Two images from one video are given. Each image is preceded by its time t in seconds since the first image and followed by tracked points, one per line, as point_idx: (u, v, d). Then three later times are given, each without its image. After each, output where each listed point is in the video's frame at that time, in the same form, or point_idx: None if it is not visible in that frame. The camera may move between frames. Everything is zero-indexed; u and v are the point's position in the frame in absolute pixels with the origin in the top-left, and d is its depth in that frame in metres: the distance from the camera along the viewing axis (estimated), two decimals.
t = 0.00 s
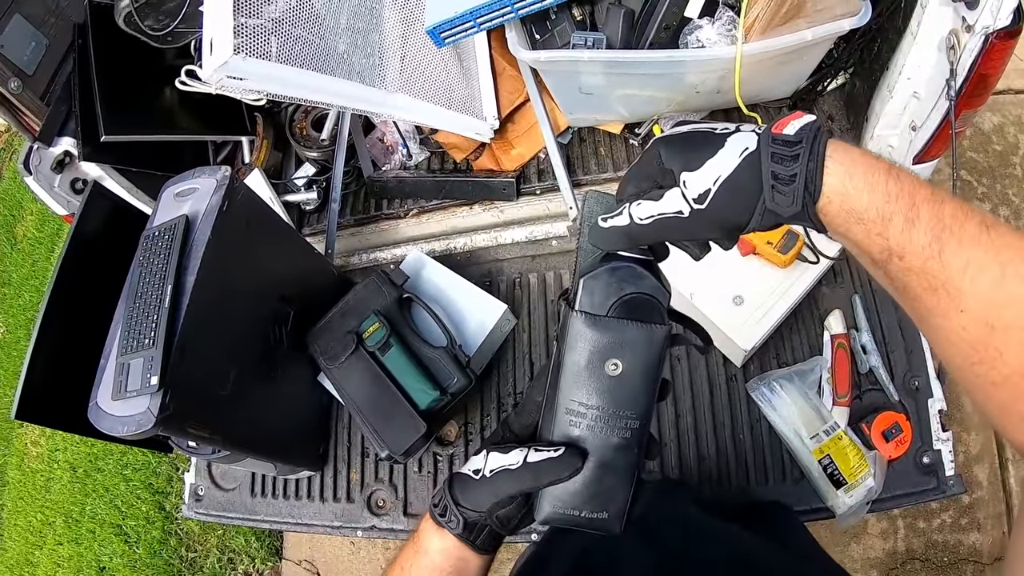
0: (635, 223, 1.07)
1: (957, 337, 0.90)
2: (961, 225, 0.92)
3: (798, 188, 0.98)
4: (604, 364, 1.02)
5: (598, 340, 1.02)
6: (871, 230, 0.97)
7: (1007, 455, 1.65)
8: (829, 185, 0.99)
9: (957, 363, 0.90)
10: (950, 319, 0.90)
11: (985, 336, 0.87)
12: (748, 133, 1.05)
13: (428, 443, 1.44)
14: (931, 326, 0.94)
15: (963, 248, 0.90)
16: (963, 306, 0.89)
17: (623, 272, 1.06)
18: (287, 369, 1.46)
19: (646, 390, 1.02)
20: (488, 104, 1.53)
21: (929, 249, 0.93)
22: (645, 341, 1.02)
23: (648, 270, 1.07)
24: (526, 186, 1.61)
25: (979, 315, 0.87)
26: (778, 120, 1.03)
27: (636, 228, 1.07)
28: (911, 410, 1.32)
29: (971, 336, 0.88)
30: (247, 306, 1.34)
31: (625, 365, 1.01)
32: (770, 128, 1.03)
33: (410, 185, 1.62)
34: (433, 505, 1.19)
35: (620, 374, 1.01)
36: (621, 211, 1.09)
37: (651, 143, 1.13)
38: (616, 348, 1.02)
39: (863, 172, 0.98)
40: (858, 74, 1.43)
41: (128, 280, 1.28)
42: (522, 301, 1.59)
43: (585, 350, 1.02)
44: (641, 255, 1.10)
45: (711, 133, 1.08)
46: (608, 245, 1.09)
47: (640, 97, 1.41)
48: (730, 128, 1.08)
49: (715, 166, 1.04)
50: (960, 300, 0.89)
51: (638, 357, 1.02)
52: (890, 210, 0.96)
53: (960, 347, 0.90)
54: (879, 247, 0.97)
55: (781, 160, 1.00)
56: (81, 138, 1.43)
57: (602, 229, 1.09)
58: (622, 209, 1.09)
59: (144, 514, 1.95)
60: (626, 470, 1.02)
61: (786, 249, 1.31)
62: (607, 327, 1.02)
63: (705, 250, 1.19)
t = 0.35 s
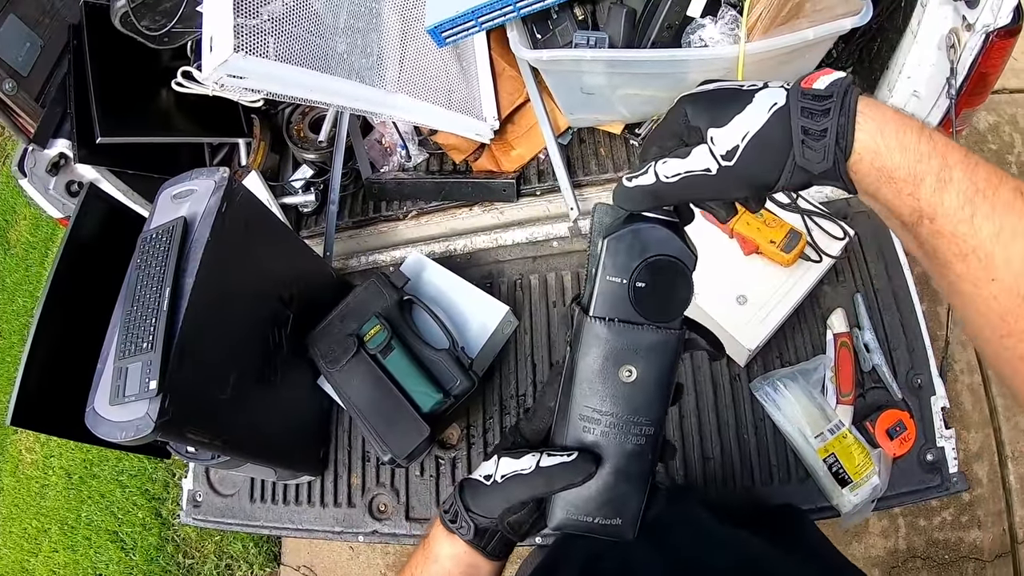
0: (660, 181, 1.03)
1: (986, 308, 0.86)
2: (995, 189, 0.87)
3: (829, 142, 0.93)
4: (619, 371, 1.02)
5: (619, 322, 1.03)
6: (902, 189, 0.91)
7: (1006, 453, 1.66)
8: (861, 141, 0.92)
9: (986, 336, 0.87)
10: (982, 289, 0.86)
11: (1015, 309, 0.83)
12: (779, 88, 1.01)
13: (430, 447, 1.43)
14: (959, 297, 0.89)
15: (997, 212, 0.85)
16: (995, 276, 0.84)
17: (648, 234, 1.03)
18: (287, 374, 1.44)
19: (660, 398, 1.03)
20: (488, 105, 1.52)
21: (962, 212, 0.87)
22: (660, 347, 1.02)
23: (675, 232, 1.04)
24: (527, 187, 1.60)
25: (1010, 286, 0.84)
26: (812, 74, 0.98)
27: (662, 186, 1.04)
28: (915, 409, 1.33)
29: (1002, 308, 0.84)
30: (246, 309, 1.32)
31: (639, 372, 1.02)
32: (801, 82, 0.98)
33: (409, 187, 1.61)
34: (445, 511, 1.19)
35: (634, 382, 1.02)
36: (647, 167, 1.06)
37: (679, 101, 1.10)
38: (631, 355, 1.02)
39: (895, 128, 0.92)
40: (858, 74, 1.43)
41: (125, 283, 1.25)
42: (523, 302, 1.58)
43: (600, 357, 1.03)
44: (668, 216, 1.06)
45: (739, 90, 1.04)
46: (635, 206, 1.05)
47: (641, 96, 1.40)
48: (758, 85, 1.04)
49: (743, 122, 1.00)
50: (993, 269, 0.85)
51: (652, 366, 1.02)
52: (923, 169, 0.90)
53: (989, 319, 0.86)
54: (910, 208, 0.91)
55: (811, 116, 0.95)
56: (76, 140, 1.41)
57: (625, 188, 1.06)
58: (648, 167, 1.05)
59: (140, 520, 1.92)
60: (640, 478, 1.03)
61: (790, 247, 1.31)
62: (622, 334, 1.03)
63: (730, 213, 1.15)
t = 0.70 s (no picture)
0: (640, 128, 1.05)
1: (950, 255, 0.81)
2: (955, 136, 0.85)
3: (794, 89, 0.97)
4: (621, 311, 1.00)
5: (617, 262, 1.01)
6: (864, 136, 0.93)
7: (1001, 449, 1.68)
8: (824, 91, 0.96)
9: (954, 285, 0.81)
10: (944, 235, 0.82)
11: (978, 253, 0.78)
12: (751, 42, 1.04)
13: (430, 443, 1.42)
14: (926, 248, 0.85)
15: (957, 155, 0.83)
16: (955, 219, 0.81)
17: (636, 175, 1.02)
18: (285, 370, 1.44)
19: (665, 335, 1.01)
20: (486, 101, 1.51)
21: (920, 155, 0.86)
22: (661, 284, 1.00)
23: (662, 173, 1.03)
24: (525, 184, 1.59)
25: (970, 229, 0.79)
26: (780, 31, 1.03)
27: (642, 134, 1.06)
28: (913, 402, 1.36)
29: (965, 252, 0.79)
30: (246, 304, 1.31)
31: (642, 310, 1.00)
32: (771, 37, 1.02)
33: (406, 183, 1.61)
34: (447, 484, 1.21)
35: (637, 320, 1.00)
36: (627, 118, 1.08)
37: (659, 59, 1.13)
38: (632, 294, 1.00)
39: (858, 79, 0.94)
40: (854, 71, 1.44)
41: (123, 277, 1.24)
42: (522, 298, 1.60)
43: (598, 300, 1.01)
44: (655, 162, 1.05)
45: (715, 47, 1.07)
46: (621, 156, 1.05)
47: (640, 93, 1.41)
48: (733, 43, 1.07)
49: (716, 72, 1.03)
50: (953, 212, 0.81)
51: (655, 302, 1.00)
52: (882, 114, 0.91)
53: (955, 267, 0.81)
54: (871, 153, 0.92)
55: (778, 65, 0.99)
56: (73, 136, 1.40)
57: (610, 138, 1.08)
58: (629, 118, 1.08)
59: (135, 522, 1.90)
60: (648, 424, 1.01)
61: (788, 242, 1.32)
62: (621, 273, 1.00)
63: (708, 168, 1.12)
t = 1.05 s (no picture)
0: (636, 97, 1.05)
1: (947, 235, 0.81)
2: (958, 112, 0.85)
3: (795, 61, 0.97)
4: (617, 296, 1.00)
5: (612, 238, 1.00)
6: (864, 110, 0.92)
7: (997, 449, 1.69)
8: (825, 64, 0.96)
9: (951, 267, 0.81)
10: (942, 213, 0.82)
11: (978, 233, 0.78)
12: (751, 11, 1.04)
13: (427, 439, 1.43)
14: (922, 230, 0.85)
15: (958, 133, 0.83)
16: (956, 198, 0.80)
17: (631, 147, 1.00)
18: (282, 367, 1.43)
19: (662, 319, 1.00)
20: (484, 100, 1.51)
21: (921, 131, 0.86)
22: (657, 270, 0.99)
23: (656, 144, 1.01)
24: (523, 182, 1.60)
25: (970, 207, 0.79)
26: None
27: (637, 104, 1.05)
28: (909, 400, 1.37)
29: (963, 231, 0.79)
30: (243, 301, 1.31)
31: (638, 294, 1.00)
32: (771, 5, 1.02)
33: (404, 181, 1.61)
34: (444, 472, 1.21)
35: (633, 305, 1.00)
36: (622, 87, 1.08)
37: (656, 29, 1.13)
38: (627, 278, 1.00)
39: (860, 52, 0.95)
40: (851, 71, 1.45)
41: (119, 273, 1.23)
42: (519, 297, 1.60)
43: (594, 285, 1.00)
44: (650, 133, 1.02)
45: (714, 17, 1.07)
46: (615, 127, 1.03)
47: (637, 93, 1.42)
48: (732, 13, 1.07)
49: (716, 42, 1.03)
50: (953, 191, 0.81)
51: (651, 287, 1.00)
52: (884, 88, 0.91)
53: (953, 248, 0.80)
54: (870, 129, 0.91)
55: (780, 35, 0.99)
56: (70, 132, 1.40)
57: (603, 108, 1.08)
58: (624, 86, 1.07)
59: (129, 521, 1.89)
60: (644, 411, 1.01)
61: (785, 240, 1.33)
62: (617, 257, 1.00)
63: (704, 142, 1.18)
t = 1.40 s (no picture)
0: (635, 66, 1.03)
1: (956, 222, 0.88)
2: (972, 97, 0.90)
3: (806, 34, 0.98)
4: (606, 340, 1.01)
5: (605, 220, 0.98)
6: (875, 88, 0.94)
7: (988, 453, 1.71)
8: (837, 37, 0.96)
9: (956, 255, 0.89)
10: (952, 201, 0.88)
11: (989, 223, 0.85)
12: None
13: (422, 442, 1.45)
14: (928, 214, 0.92)
15: (973, 118, 0.88)
16: (968, 186, 0.87)
17: (625, 123, 0.98)
18: (279, 371, 1.45)
19: (650, 362, 1.02)
20: (478, 109, 1.54)
21: (936, 115, 0.89)
22: (646, 317, 1.00)
23: (651, 118, 0.99)
24: (516, 190, 1.62)
25: (982, 198, 0.86)
26: None
27: (634, 74, 1.03)
28: (896, 403, 1.40)
29: (972, 221, 0.86)
30: (241, 307, 1.33)
31: (626, 340, 1.01)
32: None
33: (399, 188, 1.62)
34: (438, 481, 1.22)
35: (622, 350, 1.01)
36: (617, 56, 1.05)
37: None
38: (616, 324, 1.01)
39: (872, 27, 0.95)
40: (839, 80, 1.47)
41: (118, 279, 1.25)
42: (512, 302, 1.63)
43: (583, 328, 1.01)
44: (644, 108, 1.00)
45: None
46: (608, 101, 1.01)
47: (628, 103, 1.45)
48: None
49: (719, 11, 1.03)
50: (968, 178, 0.87)
51: (639, 334, 1.01)
52: (898, 67, 0.92)
53: (960, 238, 0.88)
54: (881, 108, 0.93)
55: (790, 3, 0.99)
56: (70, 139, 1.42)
57: (597, 77, 1.04)
58: (619, 56, 1.04)
59: (126, 526, 1.91)
60: (630, 440, 1.04)
61: (773, 247, 1.35)
62: (605, 304, 1.00)
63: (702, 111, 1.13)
